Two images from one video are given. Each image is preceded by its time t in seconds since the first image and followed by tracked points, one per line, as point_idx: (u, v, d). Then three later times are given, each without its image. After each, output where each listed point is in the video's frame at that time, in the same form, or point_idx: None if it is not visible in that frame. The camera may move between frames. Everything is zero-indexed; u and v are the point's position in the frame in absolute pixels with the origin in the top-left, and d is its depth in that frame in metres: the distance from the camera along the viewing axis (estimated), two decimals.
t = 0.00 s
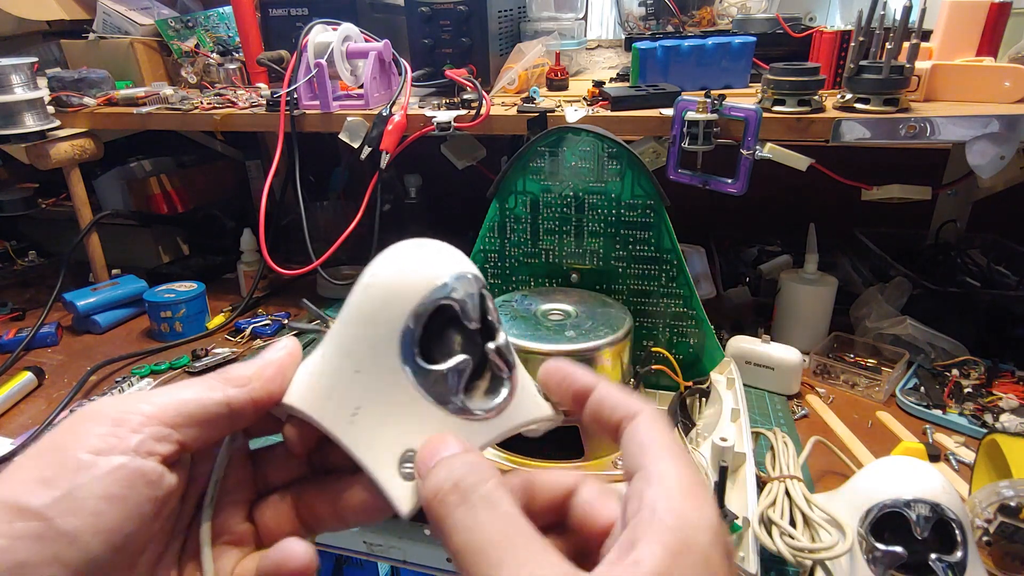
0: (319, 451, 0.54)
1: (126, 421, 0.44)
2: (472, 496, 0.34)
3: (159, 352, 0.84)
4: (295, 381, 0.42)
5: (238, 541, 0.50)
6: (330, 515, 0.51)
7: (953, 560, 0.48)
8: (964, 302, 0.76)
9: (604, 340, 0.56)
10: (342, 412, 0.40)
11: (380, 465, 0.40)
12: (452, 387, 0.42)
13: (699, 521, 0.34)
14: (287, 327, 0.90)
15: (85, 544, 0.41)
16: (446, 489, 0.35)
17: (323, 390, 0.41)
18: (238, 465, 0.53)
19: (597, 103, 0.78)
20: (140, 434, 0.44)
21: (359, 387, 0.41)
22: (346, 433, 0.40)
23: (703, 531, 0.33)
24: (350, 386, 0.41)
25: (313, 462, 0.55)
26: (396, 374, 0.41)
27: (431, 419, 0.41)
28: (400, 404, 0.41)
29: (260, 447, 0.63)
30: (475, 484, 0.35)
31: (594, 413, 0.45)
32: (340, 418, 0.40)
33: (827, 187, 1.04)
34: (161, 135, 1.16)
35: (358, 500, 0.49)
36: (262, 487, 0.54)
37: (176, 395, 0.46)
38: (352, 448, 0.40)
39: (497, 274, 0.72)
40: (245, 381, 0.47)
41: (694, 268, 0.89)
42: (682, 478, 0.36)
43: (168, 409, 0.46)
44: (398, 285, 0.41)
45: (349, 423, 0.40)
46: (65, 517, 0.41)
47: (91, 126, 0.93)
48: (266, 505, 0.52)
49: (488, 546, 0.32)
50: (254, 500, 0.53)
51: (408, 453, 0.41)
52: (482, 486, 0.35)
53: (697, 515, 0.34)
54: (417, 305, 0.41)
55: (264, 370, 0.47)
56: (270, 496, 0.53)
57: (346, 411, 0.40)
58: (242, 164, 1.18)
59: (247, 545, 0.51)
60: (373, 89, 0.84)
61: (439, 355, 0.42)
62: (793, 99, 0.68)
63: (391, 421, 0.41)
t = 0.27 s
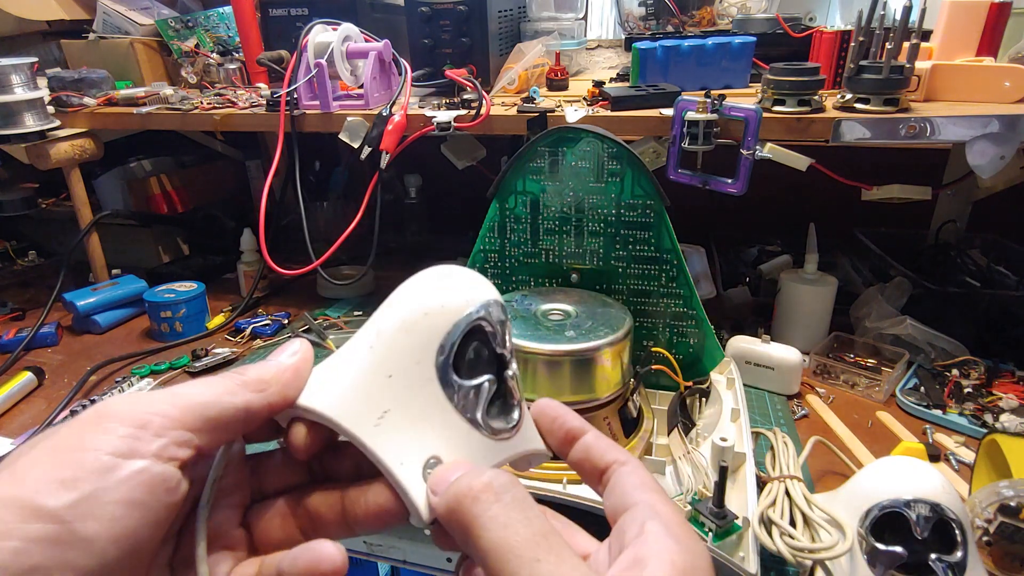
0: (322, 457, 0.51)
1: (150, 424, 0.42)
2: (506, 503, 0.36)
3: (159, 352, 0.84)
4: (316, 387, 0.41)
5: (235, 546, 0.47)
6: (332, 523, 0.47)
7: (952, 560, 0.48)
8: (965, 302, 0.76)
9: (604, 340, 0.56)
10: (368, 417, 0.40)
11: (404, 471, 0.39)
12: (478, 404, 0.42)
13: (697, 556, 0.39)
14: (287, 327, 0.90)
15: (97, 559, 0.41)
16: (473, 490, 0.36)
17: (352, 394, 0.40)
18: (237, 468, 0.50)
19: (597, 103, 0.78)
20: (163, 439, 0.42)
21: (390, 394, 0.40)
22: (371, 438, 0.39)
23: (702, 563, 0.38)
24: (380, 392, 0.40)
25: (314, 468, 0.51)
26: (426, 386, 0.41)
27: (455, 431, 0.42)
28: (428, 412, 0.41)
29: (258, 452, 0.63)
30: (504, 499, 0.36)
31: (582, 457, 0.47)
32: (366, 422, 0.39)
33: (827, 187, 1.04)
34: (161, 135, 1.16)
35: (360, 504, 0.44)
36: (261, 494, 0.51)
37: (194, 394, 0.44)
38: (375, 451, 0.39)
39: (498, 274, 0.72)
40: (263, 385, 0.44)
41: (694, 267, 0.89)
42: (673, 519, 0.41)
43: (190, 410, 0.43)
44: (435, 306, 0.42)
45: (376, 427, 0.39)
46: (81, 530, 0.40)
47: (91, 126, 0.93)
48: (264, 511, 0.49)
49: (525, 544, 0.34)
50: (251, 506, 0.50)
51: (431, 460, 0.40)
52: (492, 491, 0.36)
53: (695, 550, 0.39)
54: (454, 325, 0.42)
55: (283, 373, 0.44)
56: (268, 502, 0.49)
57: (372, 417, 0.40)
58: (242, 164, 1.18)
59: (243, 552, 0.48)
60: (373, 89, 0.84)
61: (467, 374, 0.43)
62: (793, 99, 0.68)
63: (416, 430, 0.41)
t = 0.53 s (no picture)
0: (326, 459, 0.51)
1: (158, 431, 0.42)
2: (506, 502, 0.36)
3: (159, 352, 0.84)
4: (322, 387, 0.41)
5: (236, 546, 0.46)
6: (337, 523, 0.46)
7: (953, 560, 0.48)
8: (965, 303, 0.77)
9: (605, 340, 0.56)
10: (379, 415, 0.39)
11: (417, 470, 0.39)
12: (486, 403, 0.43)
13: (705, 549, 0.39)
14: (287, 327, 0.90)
15: (102, 560, 0.41)
16: (478, 490, 0.36)
17: (362, 392, 0.39)
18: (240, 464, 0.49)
19: (597, 103, 0.78)
20: (170, 446, 0.42)
21: (400, 392, 0.40)
22: (383, 437, 0.39)
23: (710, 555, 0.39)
24: (390, 391, 0.40)
25: (316, 470, 0.51)
26: (436, 384, 0.42)
27: (464, 430, 0.42)
28: (438, 410, 0.41)
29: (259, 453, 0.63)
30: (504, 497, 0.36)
31: (581, 457, 0.47)
32: (377, 422, 0.39)
33: (827, 187, 1.04)
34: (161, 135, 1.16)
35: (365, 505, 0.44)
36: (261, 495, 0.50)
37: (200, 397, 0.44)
38: (386, 450, 0.39)
39: (498, 274, 0.72)
40: (271, 390, 0.43)
41: (694, 268, 0.89)
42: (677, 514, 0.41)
43: (197, 415, 0.43)
44: (443, 306, 0.43)
45: (387, 426, 0.39)
46: (87, 530, 0.40)
47: (91, 126, 0.93)
48: (264, 509, 0.48)
49: (531, 542, 0.34)
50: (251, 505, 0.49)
51: (442, 459, 0.40)
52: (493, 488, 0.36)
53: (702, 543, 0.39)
54: (462, 324, 0.43)
55: (291, 377, 0.43)
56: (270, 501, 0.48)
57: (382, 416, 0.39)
58: (242, 165, 1.18)
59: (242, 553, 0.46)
60: (373, 89, 0.84)
61: (473, 373, 0.44)
62: (793, 99, 0.68)
63: (426, 429, 0.41)
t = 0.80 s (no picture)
0: (324, 466, 0.51)
1: (154, 441, 0.42)
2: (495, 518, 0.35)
3: (159, 352, 0.84)
4: (322, 394, 0.41)
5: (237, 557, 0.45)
6: (336, 533, 0.47)
7: (952, 560, 0.48)
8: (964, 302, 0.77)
9: (604, 340, 0.56)
10: (376, 425, 0.40)
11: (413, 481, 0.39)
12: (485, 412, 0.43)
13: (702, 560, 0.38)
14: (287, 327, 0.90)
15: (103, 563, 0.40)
16: (473, 511, 0.35)
17: (360, 402, 0.40)
18: (238, 473, 0.48)
19: (597, 103, 0.78)
20: (167, 455, 0.42)
21: (398, 401, 0.40)
22: (380, 448, 0.39)
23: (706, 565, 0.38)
24: (387, 401, 0.40)
25: (315, 478, 0.51)
26: (434, 393, 0.41)
27: (464, 440, 0.42)
28: (437, 420, 0.41)
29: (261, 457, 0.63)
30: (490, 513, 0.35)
31: (584, 464, 0.48)
32: (375, 431, 0.39)
33: (827, 187, 1.04)
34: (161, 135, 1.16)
35: (365, 515, 0.45)
36: (260, 503, 0.50)
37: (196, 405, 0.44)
38: (384, 460, 0.39)
39: (498, 274, 0.72)
40: (268, 398, 0.43)
41: (694, 268, 0.89)
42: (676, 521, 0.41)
43: (193, 424, 0.43)
44: (441, 313, 0.42)
45: (384, 436, 0.39)
46: (90, 535, 0.39)
47: (91, 126, 0.93)
48: (266, 518, 0.48)
49: (521, 564, 0.34)
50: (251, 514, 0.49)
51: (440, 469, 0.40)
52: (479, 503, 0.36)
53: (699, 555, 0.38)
54: (461, 331, 0.42)
55: (290, 385, 0.43)
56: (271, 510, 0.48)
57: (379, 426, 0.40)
58: (242, 165, 1.18)
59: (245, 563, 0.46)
60: (373, 89, 0.84)
61: (473, 382, 0.44)
62: (793, 99, 0.68)
63: (425, 439, 0.41)
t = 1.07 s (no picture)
0: (317, 467, 0.50)
1: (143, 440, 0.42)
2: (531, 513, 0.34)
3: (158, 352, 0.84)
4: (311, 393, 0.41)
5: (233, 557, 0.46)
6: (329, 534, 0.46)
7: (952, 560, 0.48)
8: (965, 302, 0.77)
9: (604, 341, 0.56)
10: (364, 423, 0.39)
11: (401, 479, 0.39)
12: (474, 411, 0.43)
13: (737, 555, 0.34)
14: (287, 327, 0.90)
15: (101, 562, 0.40)
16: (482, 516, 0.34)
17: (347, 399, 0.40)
18: (232, 475, 0.49)
19: (597, 103, 0.78)
20: (156, 454, 0.42)
21: (385, 401, 0.40)
22: (367, 446, 0.39)
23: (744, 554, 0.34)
24: (376, 399, 0.40)
25: (308, 478, 0.50)
26: (422, 392, 0.42)
27: (452, 439, 0.42)
28: (425, 419, 0.41)
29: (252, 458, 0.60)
30: (524, 508, 0.34)
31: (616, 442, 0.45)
32: (362, 431, 0.39)
33: (827, 187, 1.04)
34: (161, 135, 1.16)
35: (357, 515, 0.45)
36: (255, 503, 0.50)
37: (188, 405, 0.44)
38: (371, 460, 0.39)
39: (498, 274, 0.72)
40: (258, 397, 0.44)
41: (694, 268, 0.89)
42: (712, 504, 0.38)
43: (183, 424, 0.43)
44: (429, 311, 0.43)
45: (372, 434, 0.39)
46: (80, 535, 0.39)
47: (91, 126, 0.93)
48: (260, 519, 0.48)
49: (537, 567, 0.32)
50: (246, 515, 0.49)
51: (426, 469, 0.40)
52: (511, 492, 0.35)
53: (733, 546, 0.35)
54: (449, 330, 0.43)
55: (278, 385, 0.44)
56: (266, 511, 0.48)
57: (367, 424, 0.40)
58: (242, 165, 1.18)
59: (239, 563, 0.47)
60: (373, 89, 0.84)
61: (462, 381, 0.44)
62: (793, 99, 0.68)
63: (412, 438, 0.41)
